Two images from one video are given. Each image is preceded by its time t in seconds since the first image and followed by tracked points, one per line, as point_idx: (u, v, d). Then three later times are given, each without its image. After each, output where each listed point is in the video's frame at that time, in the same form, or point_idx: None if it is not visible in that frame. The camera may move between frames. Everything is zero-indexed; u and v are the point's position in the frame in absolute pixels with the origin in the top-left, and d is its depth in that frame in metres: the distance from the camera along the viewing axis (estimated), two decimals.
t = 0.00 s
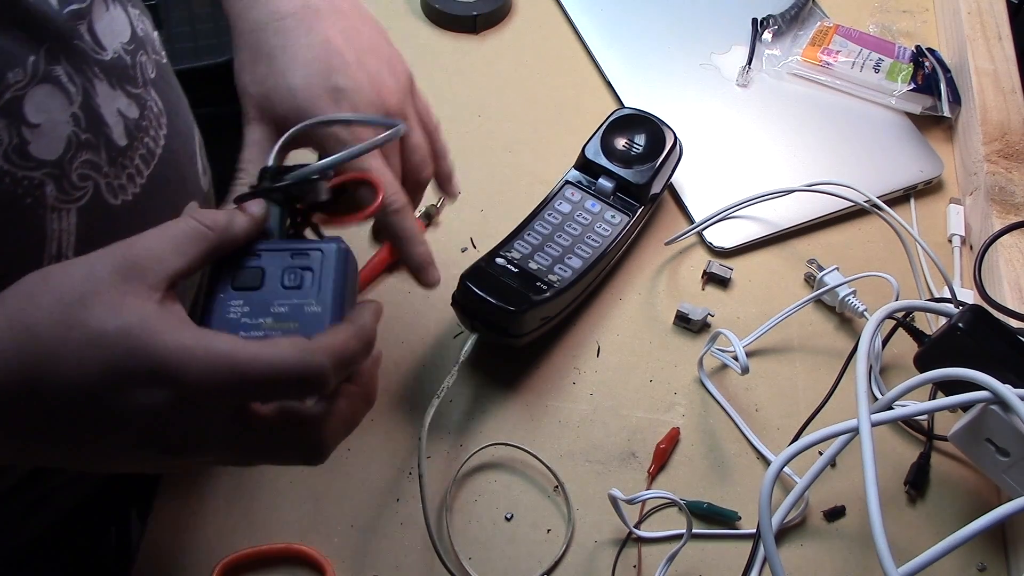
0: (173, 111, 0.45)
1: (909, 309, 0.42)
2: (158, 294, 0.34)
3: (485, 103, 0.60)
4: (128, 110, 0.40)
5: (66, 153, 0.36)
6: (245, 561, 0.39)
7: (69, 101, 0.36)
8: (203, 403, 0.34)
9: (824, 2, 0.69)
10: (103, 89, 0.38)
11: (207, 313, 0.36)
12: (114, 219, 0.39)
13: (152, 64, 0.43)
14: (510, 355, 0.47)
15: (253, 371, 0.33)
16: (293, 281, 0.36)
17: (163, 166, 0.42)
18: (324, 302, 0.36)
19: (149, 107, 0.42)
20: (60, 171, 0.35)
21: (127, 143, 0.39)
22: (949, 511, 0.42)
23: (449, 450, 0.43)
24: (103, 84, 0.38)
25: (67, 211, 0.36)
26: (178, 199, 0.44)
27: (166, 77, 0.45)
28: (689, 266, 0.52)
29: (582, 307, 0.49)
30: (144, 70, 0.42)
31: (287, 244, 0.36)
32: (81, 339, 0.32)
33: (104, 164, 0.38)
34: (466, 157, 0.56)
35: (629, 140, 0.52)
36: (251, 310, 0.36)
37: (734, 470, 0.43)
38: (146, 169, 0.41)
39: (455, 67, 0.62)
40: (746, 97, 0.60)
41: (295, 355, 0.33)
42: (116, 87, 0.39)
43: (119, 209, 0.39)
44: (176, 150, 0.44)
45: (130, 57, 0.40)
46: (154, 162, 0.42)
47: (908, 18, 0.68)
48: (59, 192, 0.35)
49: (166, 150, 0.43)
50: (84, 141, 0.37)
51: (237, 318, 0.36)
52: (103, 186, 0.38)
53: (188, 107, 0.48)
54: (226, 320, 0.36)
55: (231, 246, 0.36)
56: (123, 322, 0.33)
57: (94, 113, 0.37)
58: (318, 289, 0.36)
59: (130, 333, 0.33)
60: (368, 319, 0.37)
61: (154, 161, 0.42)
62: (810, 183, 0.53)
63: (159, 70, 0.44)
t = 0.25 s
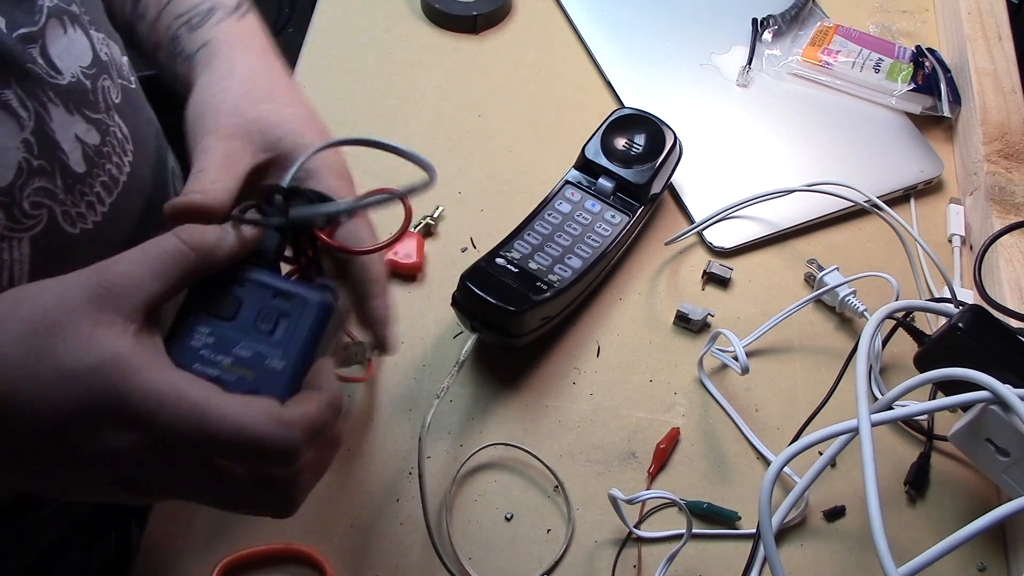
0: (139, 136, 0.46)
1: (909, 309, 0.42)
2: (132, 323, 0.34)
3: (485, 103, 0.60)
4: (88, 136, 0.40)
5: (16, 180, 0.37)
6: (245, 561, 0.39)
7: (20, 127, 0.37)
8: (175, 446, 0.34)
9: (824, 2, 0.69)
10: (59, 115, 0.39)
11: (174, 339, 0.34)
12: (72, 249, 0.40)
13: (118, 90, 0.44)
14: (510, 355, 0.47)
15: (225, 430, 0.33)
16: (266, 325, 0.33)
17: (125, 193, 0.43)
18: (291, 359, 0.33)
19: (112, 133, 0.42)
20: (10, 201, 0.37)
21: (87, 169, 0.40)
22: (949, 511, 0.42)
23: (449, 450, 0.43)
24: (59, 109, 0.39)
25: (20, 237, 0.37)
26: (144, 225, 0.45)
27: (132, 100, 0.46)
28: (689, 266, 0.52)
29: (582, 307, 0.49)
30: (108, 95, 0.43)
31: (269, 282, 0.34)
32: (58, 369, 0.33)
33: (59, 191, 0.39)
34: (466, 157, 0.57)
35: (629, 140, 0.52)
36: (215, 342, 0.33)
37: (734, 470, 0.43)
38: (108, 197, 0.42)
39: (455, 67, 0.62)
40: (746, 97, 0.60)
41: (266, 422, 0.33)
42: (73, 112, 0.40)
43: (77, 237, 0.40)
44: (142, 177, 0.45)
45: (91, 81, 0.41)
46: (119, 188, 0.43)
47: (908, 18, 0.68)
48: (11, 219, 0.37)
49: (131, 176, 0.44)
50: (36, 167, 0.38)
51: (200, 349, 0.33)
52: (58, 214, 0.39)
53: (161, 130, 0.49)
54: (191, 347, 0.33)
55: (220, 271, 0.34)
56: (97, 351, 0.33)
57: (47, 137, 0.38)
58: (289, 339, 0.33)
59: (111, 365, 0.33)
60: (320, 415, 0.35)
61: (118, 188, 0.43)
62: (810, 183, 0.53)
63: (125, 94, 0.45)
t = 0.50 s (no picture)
0: (112, 144, 0.45)
1: (909, 309, 0.42)
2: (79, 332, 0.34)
3: (485, 103, 0.60)
4: (52, 145, 0.40)
5: None
6: (246, 560, 0.39)
7: None
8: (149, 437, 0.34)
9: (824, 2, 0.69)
10: (17, 125, 0.39)
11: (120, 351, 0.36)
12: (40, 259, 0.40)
13: (86, 95, 0.43)
14: (509, 355, 0.47)
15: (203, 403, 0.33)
16: (213, 333, 0.36)
17: (96, 202, 0.43)
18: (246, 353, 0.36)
19: (79, 141, 0.42)
20: None
21: (51, 179, 0.40)
22: (949, 510, 0.42)
23: (449, 450, 0.43)
24: (17, 119, 0.39)
25: None
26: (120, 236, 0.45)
27: (105, 106, 0.45)
28: (689, 267, 0.52)
29: (582, 307, 0.49)
30: (74, 102, 0.42)
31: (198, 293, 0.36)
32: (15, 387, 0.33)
33: (23, 204, 0.39)
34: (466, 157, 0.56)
35: (629, 140, 0.52)
36: (166, 358, 0.35)
37: (734, 469, 0.43)
38: (77, 207, 0.42)
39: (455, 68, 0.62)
40: (746, 97, 0.60)
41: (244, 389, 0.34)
42: (33, 122, 0.39)
43: (43, 249, 0.40)
44: (115, 186, 0.44)
45: (54, 89, 0.41)
46: (88, 197, 0.42)
47: (908, 18, 0.68)
48: None
49: (102, 185, 0.43)
50: None
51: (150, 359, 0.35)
52: (22, 226, 0.39)
53: (138, 140, 0.49)
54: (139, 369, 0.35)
55: (149, 289, 0.36)
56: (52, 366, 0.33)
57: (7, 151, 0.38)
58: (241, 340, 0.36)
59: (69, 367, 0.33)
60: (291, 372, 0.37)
61: (86, 198, 0.42)
62: (810, 183, 0.53)
63: (95, 100, 0.44)
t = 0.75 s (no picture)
0: (87, 121, 0.40)
1: (909, 309, 0.42)
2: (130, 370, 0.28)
3: (484, 103, 0.60)
4: (26, 128, 0.36)
5: None
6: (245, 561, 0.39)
7: None
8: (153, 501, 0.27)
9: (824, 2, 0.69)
10: None
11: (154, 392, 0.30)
12: (26, 248, 0.36)
13: (61, 73, 0.39)
14: (509, 355, 0.47)
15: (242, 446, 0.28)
16: (247, 369, 0.31)
17: (77, 185, 0.38)
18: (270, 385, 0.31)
19: (53, 122, 0.37)
20: None
21: (28, 162, 0.36)
22: (948, 510, 0.42)
23: (449, 450, 0.43)
24: None
25: None
26: (100, 213, 0.40)
27: (84, 86, 0.41)
28: (689, 266, 0.52)
29: (581, 307, 0.49)
30: (49, 82, 0.38)
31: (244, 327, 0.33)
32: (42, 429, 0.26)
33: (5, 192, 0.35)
34: (466, 157, 0.56)
35: (629, 140, 0.52)
36: (200, 393, 0.30)
37: (734, 469, 0.43)
38: (56, 190, 0.37)
39: (455, 67, 0.62)
40: (746, 97, 0.60)
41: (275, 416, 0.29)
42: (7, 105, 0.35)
43: (25, 233, 0.35)
44: (92, 166, 0.39)
45: (26, 70, 0.36)
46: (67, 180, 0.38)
47: (908, 18, 0.68)
48: None
49: (80, 166, 0.39)
50: None
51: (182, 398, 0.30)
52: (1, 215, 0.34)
53: (116, 114, 0.43)
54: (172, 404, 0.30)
55: (184, 329, 0.31)
56: (10, 410, 0.25)
57: None
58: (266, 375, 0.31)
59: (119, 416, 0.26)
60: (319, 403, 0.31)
61: (66, 178, 0.38)
62: (810, 183, 0.53)
63: (73, 80, 0.40)
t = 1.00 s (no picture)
0: (87, 123, 0.46)
1: (909, 309, 0.42)
2: (124, 459, 0.34)
3: (484, 103, 0.60)
4: (25, 128, 0.41)
5: None
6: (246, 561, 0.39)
7: None
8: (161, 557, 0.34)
9: (824, 2, 0.69)
10: None
11: (161, 476, 0.34)
12: (19, 243, 0.40)
13: (64, 73, 0.44)
14: (509, 356, 0.47)
15: (211, 541, 0.33)
16: (243, 445, 0.33)
17: (76, 184, 0.44)
18: (265, 478, 0.34)
19: (54, 122, 0.43)
20: None
21: (26, 162, 0.41)
22: (949, 510, 0.42)
23: (449, 450, 0.43)
24: None
25: None
26: (98, 214, 0.46)
27: (82, 81, 0.46)
28: (689, 266, 0.52)
29: (581, 307, 0.49)
30: (50, 81, 0.43)
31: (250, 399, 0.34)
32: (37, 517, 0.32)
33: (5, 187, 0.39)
34: (466, 157, 0.57)
35: (629, 140, 0.52)
36: (197, 467, 0.34)
37: (734, 469, 0.43)
38: (54, 189, 0.42)
39: (455, 67, 0.62)
40: (746, 97, 0.60)
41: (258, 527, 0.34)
42: (9, 103, 0.40)
43: (22, 232, 0.40)
44: (88, 164, 0.45)
45: (25, 69, 0.41)
46: (67, 178, 0.43)
47: (908, 18, 0.68)
48: None
49: (78, 165, 0.44)
50: None
51: (182, 475, 0.34)
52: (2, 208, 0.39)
53: (111, 114, 0.49)
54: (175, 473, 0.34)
55: (185, 401, 0.35)
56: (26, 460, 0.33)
57: None
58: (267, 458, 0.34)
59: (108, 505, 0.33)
60: (305, 502, 0.36)
61: (64, 178, 0.43)
62: (810, 183, 0.53)
63: (72, 76, 0.45)
